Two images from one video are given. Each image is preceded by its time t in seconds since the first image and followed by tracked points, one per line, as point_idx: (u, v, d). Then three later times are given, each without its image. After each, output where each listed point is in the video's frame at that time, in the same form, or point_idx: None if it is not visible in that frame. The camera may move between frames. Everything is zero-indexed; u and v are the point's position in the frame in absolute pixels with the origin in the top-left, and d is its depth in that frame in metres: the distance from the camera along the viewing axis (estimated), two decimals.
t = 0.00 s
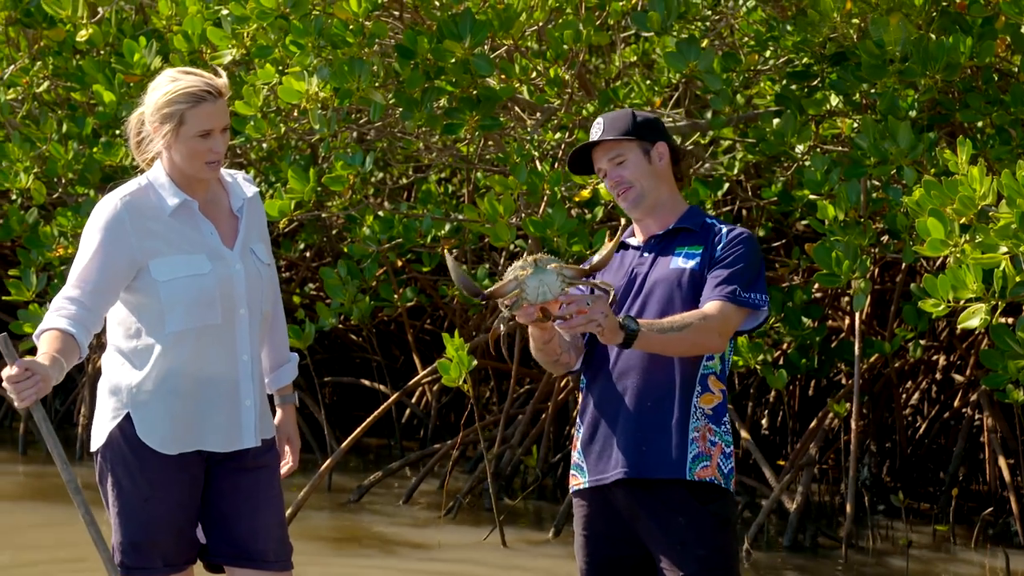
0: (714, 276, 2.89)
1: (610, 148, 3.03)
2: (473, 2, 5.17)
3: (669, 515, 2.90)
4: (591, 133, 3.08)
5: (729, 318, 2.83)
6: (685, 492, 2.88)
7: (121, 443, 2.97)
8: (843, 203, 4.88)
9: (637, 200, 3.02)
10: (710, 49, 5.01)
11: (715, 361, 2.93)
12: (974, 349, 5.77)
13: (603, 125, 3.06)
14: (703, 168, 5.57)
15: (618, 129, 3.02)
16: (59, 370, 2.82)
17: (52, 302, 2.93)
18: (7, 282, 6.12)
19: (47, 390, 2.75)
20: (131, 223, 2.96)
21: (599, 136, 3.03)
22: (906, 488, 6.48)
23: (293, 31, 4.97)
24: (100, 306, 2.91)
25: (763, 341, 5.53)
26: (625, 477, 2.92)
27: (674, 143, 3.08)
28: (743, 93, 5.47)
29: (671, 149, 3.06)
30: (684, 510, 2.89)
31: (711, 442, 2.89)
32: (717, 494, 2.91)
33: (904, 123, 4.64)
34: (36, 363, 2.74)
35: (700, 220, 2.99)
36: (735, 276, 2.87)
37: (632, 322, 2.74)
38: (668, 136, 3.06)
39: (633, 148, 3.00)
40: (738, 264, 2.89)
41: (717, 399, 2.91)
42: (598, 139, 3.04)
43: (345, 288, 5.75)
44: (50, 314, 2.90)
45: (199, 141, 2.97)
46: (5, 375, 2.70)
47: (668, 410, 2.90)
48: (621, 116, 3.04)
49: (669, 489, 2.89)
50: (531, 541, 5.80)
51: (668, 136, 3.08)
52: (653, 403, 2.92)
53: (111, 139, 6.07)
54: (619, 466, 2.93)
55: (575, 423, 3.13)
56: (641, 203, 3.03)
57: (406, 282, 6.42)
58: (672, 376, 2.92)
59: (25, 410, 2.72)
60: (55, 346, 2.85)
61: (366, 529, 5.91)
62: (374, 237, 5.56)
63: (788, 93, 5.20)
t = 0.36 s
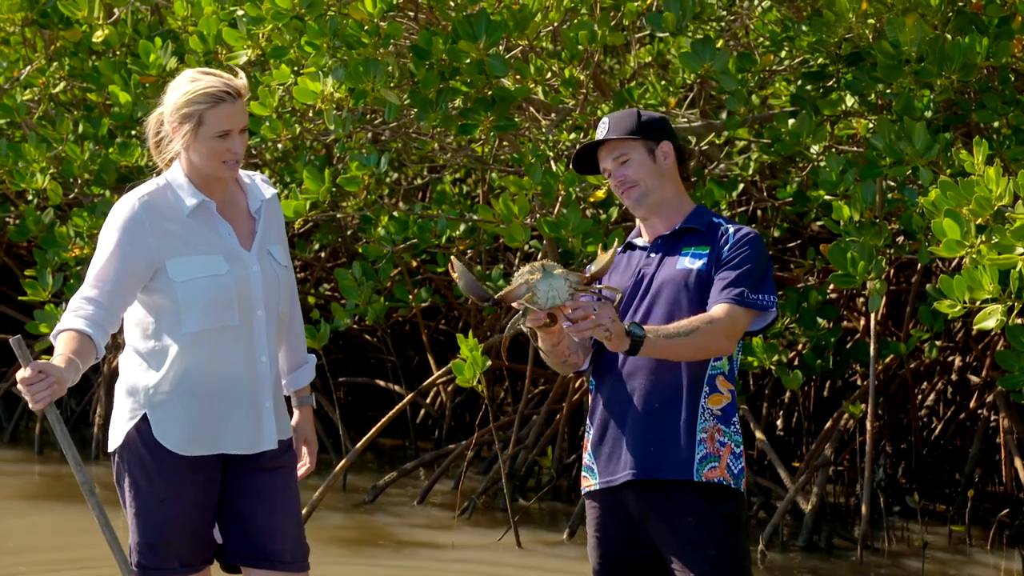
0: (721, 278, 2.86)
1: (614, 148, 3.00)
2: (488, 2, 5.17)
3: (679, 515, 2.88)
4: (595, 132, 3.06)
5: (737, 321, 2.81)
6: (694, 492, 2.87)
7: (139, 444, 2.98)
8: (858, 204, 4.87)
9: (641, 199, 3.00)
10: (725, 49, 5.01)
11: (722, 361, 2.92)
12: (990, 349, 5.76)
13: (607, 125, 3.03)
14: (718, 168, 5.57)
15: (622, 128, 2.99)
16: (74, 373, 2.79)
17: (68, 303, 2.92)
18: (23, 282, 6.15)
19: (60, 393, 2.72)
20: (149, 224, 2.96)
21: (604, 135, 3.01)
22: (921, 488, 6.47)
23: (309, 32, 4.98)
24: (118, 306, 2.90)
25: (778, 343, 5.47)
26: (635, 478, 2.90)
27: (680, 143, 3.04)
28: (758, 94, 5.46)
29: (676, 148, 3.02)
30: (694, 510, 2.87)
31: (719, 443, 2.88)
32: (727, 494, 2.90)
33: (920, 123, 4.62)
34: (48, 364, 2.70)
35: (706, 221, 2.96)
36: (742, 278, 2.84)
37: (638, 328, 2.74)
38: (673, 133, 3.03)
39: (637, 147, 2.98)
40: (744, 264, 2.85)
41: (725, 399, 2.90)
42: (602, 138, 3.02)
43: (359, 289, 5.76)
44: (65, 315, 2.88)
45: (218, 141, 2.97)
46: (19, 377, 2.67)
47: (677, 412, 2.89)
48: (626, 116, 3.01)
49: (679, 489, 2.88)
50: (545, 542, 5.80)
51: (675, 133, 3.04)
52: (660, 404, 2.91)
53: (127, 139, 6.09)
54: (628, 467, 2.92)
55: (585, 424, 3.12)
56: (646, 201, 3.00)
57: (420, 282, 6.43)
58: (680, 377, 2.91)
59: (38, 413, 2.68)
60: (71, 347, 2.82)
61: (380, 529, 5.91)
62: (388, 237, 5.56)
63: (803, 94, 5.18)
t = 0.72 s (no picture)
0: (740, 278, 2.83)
1: (628, 141, 2.99)
2: None
3: (694, 511, 2.88)
4: (610, 125, 3.04)
5: (765, 332, 2.79)
6: (709, 488, 2.86)
7: (156, 439, 2.99)
8: (875, 199, 4.84)
9: (655, 193, 2.99)
10: (741, 45, 5.00)
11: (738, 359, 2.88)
12: (1008, 345, 5.76)
13: (621, 117, 3.01)
14: (735, 164, 5.57)
15: (637, 122, 2.98)
16: (89, 370, 2.83)
17: (88, 297, 2.95)
18: (42, 278, 6.18)
19: (73, 390, 2.74)
20: (167, 219, 2.96)
21: (618, 129, 2.99)
22: (939, 484, 6.46)
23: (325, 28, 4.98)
24: (135, 301, 2.93)
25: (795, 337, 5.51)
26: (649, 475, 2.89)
27: (695, 137, 3.03)
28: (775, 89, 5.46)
29: (691, 142, 3.01)
30: (709, 506, 2.87)
31: (735, 441, 2.87)
32: (744, 491, 2.89)
33: (937, 118, 4.61)
34: (63, 365, 2.73)
35: (722, 217, 2.92)
36: (761, 281, 2.81)
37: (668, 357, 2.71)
38: (687, 127, 3.02)
39: (652, 141, 2.96)
40: (765, 265, 2.82)
41: (740, 397, 2.89)
42: (616, 132, 3.00)
43: (376, 284, 5.78)
44: (84, 311, 2.92)
45: (236, 135, 2.97)
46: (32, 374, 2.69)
47: (691, 409, 2.88)
48: (641, 109, 3.00)
49: (694, 486, 2.87)
50: (561, 538, 5.81)
51: (689, 127, 3.03)
52: (674, 402, 2.89)
53: (145, 135, 6.11)
54: (641, 463, 2.92)
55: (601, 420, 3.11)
56: (659, 195, 2.99)
57: (437, 278, 6.45)
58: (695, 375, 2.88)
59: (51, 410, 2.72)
60: (86, 343, 2.87)
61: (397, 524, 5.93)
62: (405, 232, 5.56)
63: (820, 89, 5.16)
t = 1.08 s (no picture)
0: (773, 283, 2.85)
1: (653, 138, 2.98)
2: None
3: (720, 510, 2.87)
4: (635, 122, 3.03)
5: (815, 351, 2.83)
6: (735, 488, 2.85)
7: (181, 436, 2.99)
8: (898, 196, 4.80)
9: (679, 191, 2.98)
10: (764, 42, 4.99)
11: (766, 360, 2.86)
12: None
13: (647, 114, 3.00)
14: (758, 161, 5.56)
15: (662, 119, 2.97)
16: (118, 364, 2.83)
17: (114, 292, 2.95)
18: (66, 276, 6.21)
19: (103, 384, 2.75)
20: (193, 215, 2.96)
21: (642, 126, 2.99)
22: (962, 482, 6.43)
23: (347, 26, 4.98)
24: (161, 296, 2.93)
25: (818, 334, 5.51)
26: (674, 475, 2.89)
27: (721, 134, 3.01)
28: (798, 86, 5.45)
29: (716, 139, 2.99)
30: (735, 505, 2.86)
31: (762, 443, 2.86)
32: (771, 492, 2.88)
33: (961, 116, 4.57)
34: (88, 356, 2.73)
35: (749, 215, 2.92)
36: (805, 291, 2.82)
37: (790, 467, 2.77)
38: (714, 124, 2.99)
39: (677, 138, 2.95)
40: (797, 269, 2.83)
41: (769, 399, 2.86)
42: (640, 129, 2.99)
43: (398, 282, 5.79)
44: (111, 305, 2.91)
45: (262, 134, 2.97)
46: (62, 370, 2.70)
47: (717, 409, 2.86)
48: (667, 105, 2.98)
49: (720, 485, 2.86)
50: (583, 535, 5.81)
51: (716, 123, 3.01)
52: (699, 402, 2.88)
53: (168, 133, 6.14)
54: (666, 463, 2.91)
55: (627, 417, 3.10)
56: (684, 193, 2.98)
57: (459, 275, 6.48)
58: (722, 376, 2.86)
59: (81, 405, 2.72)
60: (115, 338, 2.87)
61: (419, 521, 5.94)
62: (427, 230, 5.60)
63: (843, 86, 5.15)
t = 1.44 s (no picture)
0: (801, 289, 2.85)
1: (676, 131, 2.99)
2: None
3: (737, 509, 2.87)
4: (660, 113, 3.04)
5: (850, 354, 2.86)
6: (751, 488, 2.84)
7: (196, 436, 2.99)
8: (912, 194, 4.78)
9: (701, 187, 2.98)
10: (778, 40, 4.98)
11: (787, 363, 2.87)
12: None
13: (672, 105, 3.01)
14: (771, 159, 5.56)
15: (686, 111, 2.96)
16: (147, 356, 2.81)
17: (133, 288, 2.93)
18: (81, 274, 6.24)
19: (135, 375, 2.74)
20: (212, 212, 2.96)
21: (667, 117, 2.99)
22: (976, 480, 6.42)
23: (360, 24, 4.98)
24: (181, 292, 2.92)
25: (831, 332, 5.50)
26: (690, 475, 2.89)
27: (744, 130, 3.01)
28: (811, 84, 5.45)
29: (740, 135, 2.99)
30: (752, 504, 2.86)
31: (782, 446, 2.85)
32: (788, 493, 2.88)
33: (976, 112, 4.54)
34: (127, 351, 2.73)
35: (772, 215, 2.92)
36: (825, 293, 2.83)
37: (830, 468, 2.80)
38: (740, 119, 3.00)
39: (700, 132, 2.96)
40: (825, 271, 2.84)
41: (789, 402, 2.85)
42: (664, 120, 3.00)
43: (411, 280, 5.79)
44: (132, 300, 2.89)
45: (287, 139, 2.97)
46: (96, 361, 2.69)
47: (735, 411, 2.86)
48: (693, 96, 2.99)
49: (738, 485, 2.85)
50: (596, 533, 5.81)
51: (742, 119, 3.02)
52: (719, 404, 2.87)
53: (181, 131, 6.15)
54: (683, 464, 2.91)
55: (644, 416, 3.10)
56: (705, 189, 2.98)
57: (472, 273, 6.50)
58: (742, 378, 2.86)
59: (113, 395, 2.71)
60: (142, 330, 2.84)
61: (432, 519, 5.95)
62: (439, 228, 5.66)
63: (857, 83, 5.14)
